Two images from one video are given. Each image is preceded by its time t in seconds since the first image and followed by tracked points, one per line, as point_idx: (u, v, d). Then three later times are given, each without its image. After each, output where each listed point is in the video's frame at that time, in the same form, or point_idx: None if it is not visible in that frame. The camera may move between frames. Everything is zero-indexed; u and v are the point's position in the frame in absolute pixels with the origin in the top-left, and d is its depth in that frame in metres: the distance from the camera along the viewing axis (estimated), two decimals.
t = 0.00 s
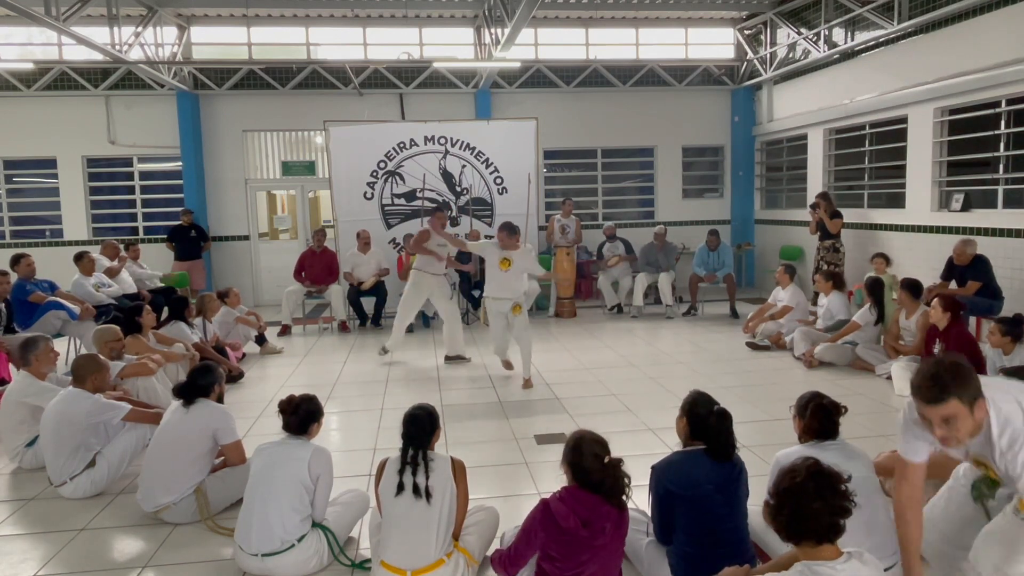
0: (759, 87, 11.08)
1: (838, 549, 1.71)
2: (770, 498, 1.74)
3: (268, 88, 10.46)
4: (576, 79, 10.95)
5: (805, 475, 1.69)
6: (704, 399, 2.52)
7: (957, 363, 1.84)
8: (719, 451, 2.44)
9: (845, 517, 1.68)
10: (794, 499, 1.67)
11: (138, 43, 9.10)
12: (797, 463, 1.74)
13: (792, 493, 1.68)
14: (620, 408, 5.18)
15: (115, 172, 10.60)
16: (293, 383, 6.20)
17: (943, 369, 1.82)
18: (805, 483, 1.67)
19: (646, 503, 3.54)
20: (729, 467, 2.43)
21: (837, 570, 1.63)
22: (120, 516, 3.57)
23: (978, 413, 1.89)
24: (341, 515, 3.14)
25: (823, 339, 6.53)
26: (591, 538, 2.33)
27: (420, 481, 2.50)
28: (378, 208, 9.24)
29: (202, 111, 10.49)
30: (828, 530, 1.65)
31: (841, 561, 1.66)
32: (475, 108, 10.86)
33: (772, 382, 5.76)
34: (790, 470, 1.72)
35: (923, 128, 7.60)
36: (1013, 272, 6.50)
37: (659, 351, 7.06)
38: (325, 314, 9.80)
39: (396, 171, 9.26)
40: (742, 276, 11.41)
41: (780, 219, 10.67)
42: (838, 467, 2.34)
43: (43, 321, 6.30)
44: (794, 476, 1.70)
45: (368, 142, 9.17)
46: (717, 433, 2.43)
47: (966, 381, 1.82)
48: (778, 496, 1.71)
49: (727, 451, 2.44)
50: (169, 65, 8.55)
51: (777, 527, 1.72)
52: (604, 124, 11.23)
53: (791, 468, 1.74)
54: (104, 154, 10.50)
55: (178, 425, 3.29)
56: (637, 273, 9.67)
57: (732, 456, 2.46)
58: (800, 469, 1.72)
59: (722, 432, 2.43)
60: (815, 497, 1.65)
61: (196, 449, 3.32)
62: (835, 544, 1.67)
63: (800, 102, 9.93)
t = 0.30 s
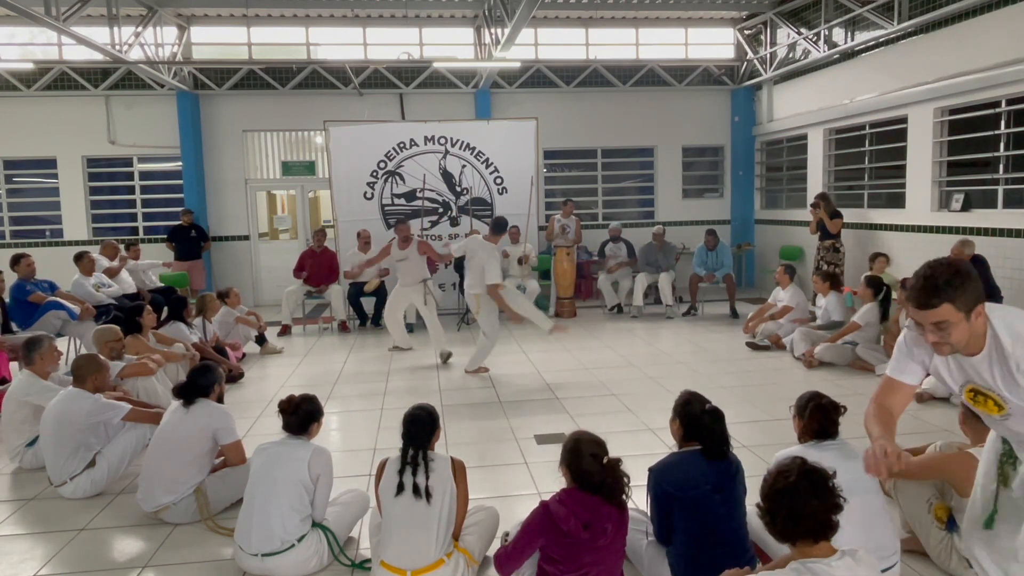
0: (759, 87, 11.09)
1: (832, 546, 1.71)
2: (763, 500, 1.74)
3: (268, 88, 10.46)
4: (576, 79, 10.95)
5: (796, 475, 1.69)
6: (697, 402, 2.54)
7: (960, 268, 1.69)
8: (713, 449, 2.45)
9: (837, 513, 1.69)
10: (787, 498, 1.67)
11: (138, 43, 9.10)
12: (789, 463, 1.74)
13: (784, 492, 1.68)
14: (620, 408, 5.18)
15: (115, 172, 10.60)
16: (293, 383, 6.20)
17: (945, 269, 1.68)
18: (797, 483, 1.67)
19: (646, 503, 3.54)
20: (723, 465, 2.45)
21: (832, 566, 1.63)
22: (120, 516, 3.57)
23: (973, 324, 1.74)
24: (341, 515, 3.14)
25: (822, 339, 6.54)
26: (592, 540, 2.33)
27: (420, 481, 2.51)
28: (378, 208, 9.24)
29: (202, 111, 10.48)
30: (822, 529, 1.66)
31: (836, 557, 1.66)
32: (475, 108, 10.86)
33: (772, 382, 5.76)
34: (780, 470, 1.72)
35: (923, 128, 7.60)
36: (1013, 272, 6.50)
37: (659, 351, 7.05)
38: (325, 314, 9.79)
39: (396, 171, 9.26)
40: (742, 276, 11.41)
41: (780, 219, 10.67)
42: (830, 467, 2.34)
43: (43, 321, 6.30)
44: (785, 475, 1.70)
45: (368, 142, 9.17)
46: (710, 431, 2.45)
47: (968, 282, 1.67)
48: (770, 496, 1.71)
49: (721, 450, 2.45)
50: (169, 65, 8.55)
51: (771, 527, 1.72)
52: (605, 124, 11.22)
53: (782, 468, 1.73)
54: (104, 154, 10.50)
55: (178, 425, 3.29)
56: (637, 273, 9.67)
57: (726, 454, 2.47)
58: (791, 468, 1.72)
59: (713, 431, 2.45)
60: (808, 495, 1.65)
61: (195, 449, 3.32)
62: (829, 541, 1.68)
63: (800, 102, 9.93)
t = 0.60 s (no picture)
0: (759, 87, 11.09)
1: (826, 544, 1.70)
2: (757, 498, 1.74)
3: (268, 87, 10.46)
4: (576, 79, 10.96)
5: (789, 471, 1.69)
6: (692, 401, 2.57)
7: (958, 291, 1.39)
8: (710, 449, 2.46)
9: (830, 509, 1.69)
10: (779, 493, 1.67)
11: (138, 43, 9.10)
12: (784, 460, 1.74)
13: (777, 488, 1.68)
14: (620, 408, 5.18)
15: (114, 172, 10.60)
16: (293, 383, 6.20)
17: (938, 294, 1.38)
18: (790, 479, 1.67)
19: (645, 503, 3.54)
20: (722, 465, 2.44)
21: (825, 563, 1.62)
22: (120, 516, 3.57)
23: (967, 363, 1.41)
24: (341, 515, 3.14)
25: (820, 339, 6.50)
26: (588, 542, 2.34)
27: (420, 481, 2.51)
28: (378, 208, 9.25)
29: (202, 111, 10.49)
30: (816, 525, 1.65)
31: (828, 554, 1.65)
32: (475, 109, 10.86)
33: (772, 382, 5.77)
34: (774, 467, 1.72)
35: (923, 128, 7.60)
36: (1013, 272, 6.50)
37: (659, 351, 7.05)
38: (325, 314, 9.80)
39: (396, 171, 9.27)
40: (742, 276, 11.41)
41: (780, 220, 10.67)
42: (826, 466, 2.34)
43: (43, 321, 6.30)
44: (779, 473, 1.70)
45: (368, 142, 9.18)
46: (705, 430, 2.46)
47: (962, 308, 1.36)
48: (764, 492, 1.71)
49: (719, 449, 2.45)
50: (169, 65, 8.55)
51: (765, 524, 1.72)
52: (604, 124, 11.22)
53: (777, 465, 1.73)
54: (104, 154, 10.50)
55: (178, 425, 3.29)
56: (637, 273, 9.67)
57: (725, 453, 2.47)
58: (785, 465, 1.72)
59: (709, 430, 2.45)
60: (801, 492, 1.65)
61: (195, 449, 3.32)
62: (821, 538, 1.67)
63: (800, 102, 9.93)
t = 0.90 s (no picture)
0: (759, 87, 11.09)
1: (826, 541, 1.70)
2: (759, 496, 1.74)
3: (268, 88, 10.46)
4: (576, 79, 10.96)
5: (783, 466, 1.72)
6: (694, 401, 2.58)
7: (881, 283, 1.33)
8: (711, 449, 2.45)
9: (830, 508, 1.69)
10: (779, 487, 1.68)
11: (138, 43, 9.09)
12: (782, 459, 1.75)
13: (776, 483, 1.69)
14: (620, 408, 5.17)
15: (114, 172, 10.59)
16: (294, 383, 6.19)
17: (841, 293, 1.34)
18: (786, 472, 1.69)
19: (646, 503, 3.54)
20: (723, 466, 2.44)
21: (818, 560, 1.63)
22: (121, 516, 3.57)
23: (872, 360, 1.34)
24: (341, 515, 3.14)
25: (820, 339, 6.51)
26: (580, 544, 2.36)
27: (420, 481, 2.51)
28: (378, 208, 9.24)
29: (202, 111, 10.49)
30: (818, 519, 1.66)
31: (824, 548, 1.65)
32: (475, 109, 10.86)
33: (772, 382, 5.76)
34: (772, 464, 1.76)
35: (923, 128, 7.60)
36: (1013, 272, 6.50)
37: (659, 351, 7.05)
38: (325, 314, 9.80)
39: (396, 171, 9.27)
40: (742, 276, 11.40)
41: (780, 220, 10.67)
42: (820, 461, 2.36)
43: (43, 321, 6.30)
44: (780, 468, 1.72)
45: (368, 142, 9.18)
46: (707, 430, 2.45)
47: (863, 308, 1.31)
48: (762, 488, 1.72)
49: (720, 449, 2.45)
50: (170, 65, 8.55)
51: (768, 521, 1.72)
52: (604, 124, 11.22)
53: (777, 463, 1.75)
54: (104, 154, 10.50)
55: (178, 425, 3.29)
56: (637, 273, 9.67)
57: (725, 453, 2.46)
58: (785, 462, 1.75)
59: (709, 429, 2.44)
60: (799, 487, 1.66)
61: (195, 449, 3.32)
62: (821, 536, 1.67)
63: (800, 102, 9.93)
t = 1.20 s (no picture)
0: (759, 87, 11.09)
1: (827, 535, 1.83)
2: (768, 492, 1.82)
3: (268, 88, 10.46)
4: (575, 79, 10.96)
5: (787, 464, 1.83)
6: (700, 401, 2.56)
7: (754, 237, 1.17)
8: (714, 450, 2.44)
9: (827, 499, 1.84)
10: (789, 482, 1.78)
11: (138, 43, 9.09)
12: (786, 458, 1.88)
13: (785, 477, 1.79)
14: (620, 408, 5.17)
15: (114, 172, 10.60)
16: (294, 383, 6.20)
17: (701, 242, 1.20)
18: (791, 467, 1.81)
19: (646, 503, 3.54)
20: (726, 467, 2.42)
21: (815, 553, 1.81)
22: (121, 516, 3.57)
23: (721, 311, 1.16)
24: (341, 515, 3.14)
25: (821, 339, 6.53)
26: (577, 541, 2.34)
27: (420, 481, 2.50)
28: (378, 208, 9.24)
29: (202, 111, 10.49)
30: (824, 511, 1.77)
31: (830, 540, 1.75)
32: (475, 109, 10.87)
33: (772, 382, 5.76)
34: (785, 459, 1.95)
35: (923, 128, 7.60)
36: (1014, 272, 6.49)
37: (659, 351, 7.04)
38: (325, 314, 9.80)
39: (396, 171, 9.27)
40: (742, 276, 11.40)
41: (780, 220, 10.67)
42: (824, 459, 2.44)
43: (43, 321, 6.30)
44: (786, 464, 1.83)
45: (368, 142, 9.18)
46: (712, 430, 2.44)
47: (714, 258, 1.15)
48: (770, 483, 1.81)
49: (723, 450, 2.43)
50: (170, 66, 8.55)
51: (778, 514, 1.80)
52: (604, 124, 11.22)
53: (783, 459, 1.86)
54: (104, 154, 10.50)
55: (178, 425, 3.29)
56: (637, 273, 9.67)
57: (729, 454, 2.45)
58: (793, 462, 1.90)
59: (716, 428, 2.43)
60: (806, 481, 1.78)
61: (196, 449, 3.32)
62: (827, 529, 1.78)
63: (800, 102, 9.93)
